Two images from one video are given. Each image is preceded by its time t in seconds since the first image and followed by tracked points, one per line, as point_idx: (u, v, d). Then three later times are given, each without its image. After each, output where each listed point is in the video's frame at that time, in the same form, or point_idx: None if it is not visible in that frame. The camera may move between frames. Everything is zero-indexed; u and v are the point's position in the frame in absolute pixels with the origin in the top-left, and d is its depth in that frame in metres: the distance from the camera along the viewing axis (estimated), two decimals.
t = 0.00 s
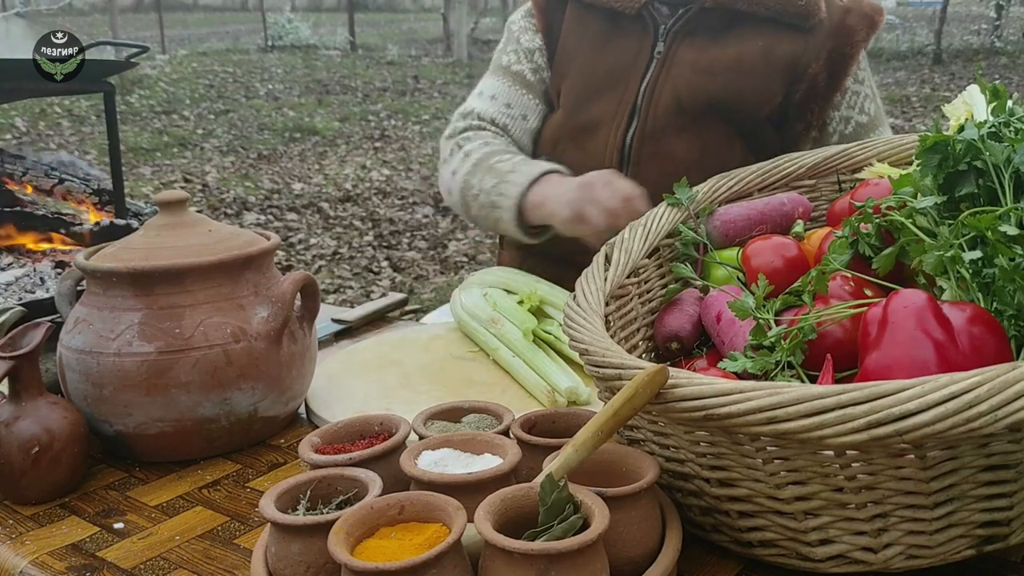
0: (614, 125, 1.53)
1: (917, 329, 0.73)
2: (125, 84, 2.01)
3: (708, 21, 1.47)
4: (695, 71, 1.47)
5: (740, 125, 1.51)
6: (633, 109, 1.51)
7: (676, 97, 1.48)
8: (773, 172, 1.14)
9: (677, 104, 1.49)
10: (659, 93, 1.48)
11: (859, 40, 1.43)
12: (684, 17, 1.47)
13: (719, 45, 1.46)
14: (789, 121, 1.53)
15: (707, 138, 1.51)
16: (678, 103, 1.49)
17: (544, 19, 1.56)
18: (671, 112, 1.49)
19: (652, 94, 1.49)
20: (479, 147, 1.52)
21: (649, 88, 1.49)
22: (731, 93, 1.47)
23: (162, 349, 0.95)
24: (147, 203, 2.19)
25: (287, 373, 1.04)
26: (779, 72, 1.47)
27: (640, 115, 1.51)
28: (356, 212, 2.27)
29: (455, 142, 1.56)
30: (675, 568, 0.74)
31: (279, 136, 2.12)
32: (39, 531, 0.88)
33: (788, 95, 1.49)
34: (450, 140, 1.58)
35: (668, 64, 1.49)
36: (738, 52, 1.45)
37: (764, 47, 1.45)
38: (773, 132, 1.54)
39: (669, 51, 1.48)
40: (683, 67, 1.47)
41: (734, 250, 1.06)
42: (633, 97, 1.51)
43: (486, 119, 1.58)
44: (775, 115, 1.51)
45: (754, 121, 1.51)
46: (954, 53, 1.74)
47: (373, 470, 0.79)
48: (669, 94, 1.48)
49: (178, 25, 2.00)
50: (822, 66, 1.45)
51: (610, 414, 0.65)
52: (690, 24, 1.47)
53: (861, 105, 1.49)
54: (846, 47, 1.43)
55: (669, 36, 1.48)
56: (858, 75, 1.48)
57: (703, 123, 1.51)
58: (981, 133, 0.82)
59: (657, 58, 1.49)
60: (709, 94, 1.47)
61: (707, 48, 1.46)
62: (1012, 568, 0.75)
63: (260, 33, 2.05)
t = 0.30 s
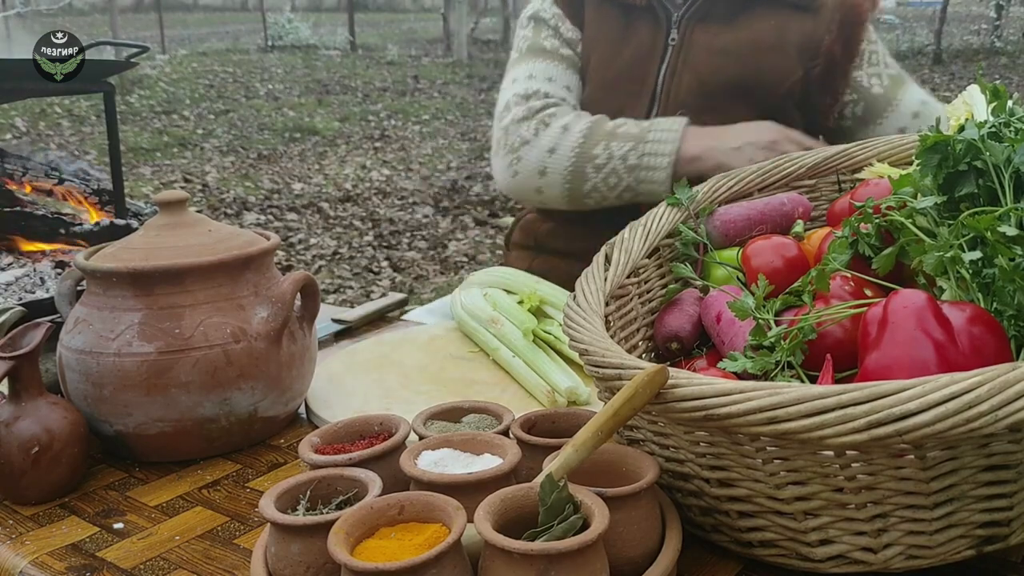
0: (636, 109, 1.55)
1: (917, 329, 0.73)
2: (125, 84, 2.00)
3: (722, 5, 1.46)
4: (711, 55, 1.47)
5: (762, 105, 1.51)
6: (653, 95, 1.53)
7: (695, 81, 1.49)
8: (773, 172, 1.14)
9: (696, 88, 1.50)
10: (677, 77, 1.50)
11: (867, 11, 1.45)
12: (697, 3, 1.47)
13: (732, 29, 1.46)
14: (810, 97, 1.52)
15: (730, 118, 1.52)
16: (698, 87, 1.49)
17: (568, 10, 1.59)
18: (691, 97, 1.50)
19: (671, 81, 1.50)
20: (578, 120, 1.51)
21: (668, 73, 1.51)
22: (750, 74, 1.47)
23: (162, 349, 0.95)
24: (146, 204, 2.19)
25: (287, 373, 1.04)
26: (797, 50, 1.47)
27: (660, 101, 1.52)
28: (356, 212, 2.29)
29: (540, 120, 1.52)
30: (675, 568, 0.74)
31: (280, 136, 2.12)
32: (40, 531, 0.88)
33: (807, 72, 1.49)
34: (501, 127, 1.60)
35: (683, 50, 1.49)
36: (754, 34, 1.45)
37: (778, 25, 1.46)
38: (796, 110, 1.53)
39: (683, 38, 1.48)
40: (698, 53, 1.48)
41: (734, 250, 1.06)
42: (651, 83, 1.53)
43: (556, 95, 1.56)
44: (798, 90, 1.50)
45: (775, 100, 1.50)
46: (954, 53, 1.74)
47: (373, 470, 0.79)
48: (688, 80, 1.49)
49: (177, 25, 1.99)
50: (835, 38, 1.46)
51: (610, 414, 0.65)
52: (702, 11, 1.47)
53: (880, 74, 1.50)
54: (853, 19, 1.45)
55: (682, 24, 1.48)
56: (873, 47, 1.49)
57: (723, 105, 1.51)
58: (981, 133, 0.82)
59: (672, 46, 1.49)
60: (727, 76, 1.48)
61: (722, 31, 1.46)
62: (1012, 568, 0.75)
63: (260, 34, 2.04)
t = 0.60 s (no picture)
0: (627, 112, 1.53)
1: (917, 329, 0.73)
2: (125, 84, 2.01)
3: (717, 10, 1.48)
4: (712, 60, 1.48)
5: (751, 110, 1.51)
6: (644, 96, 1.51)
7: (688, 83, 1.49)
8: (773, 173, 1.14)
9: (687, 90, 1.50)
10: (670, 78, 1.49)
11: (869, 25, 1.41)
12: (694, 7, 1.49)
13: (727, 31, 1.47)
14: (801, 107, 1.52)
15: (721, 124, 1.51)
16: (690, 89, 1.49)
17: (538, 21, 1.61)
18: (682, 98, 1.49)
19: (663, 81, 1.50)
20: (454, 141, 1.68)
21: (660, 75, 1.50)
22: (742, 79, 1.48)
23: (163, 349, 0.95)
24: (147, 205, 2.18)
25: (287, 373, 1.04)
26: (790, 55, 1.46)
27: (651, 105, 1.51)
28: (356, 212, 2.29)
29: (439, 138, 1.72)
30: (676, 568, 0.74)
31: (279, 136, 2.13)
32: (40, 531, 0.88)
33: (804, 82, 1.48)
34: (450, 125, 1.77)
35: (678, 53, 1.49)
36: (748, 38, 1.46)
37: (773, 32, 1.46)
38: (787, 117, 1.53)
39: (679, 40, 1.49)
40: (692, 56, 1.48)
41: (734, 250, 1.06)
42: (644, 85, 1.51)
43: (469, 121, 1.71)
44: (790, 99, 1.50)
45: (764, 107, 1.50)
46: (954, 53, 1.74)
47: (374, 470, 0.79)
48: (680, 81, 1.49)
49: (177, 25, 1.99)
50: (835, 49, 1.44)
51: (610, 414, 0.65)
52: (697, 16, 1.49)
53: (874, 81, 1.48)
54: (855, 30, 1.42)
55: (678, 27, 1.49)
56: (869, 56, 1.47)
57: (713, 109, 1.51)
58: (981, 133, 0.82)
59: (668, 48, 1.50)
60: (720, 81, 1.48)
61: (715, 36, 1.47)
62: (1012, 568, 0.75)
63: (260, 34, 2.05)
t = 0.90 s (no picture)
0: (605, 117, 1.53)
1: (917, 329, 0.73)
2: (125, 84, 2.01)
3: (687, 13, 1.50)
4: (678, 61, 1.48)
5: (726, 111, 1.51)
6: (620, 100, 1.52)
7: (661, 84, 1.50)
8: (773, 172, 1.14)
9: (661, 94, 1.50)
10: (644, 82, 1.50)
11: (836, 20, 1.41)
12: (664, 10, 1.50)
13: (700, 32, 1.47)
14: (771, 103, 1.51)
15: (700, 126, 1.50)
16: (662, 93, 1.50)
17: (521, 29, 1.65)
18: (657, 101, 1.50)
19: (637, 86, 1.50)
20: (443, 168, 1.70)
21: (634, 80, 1.51)
22: (714, 79, 1.47)
23: (162, 349, 0.95)
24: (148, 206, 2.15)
25: (287, 373, 1.04)
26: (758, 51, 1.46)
27: (628, 108, 1.51)
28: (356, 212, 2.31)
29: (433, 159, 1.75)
30: (676, 568, 0.74)
31: (279, 136, 2.13)
32: (39, 531, 0.88)
33: (769, 77, 1.48)
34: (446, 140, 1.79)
35: (651, 56, 1.51)
36: (718, 36, 1.46)
37: (742, 31, 1.46)
38: (760, 115, 1.53)
39: (650, 44, 1.50)
40: (664, 59, 1.49)
41: (735, 250, 1.06)
42: (620, 89, 1.52)
43: (465, 138, 1.72)
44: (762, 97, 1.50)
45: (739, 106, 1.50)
46: (955, 53, 1.73)
47: (373, 470, 0.79)
48: (654, 85, 1.50)
49: (177, 25, 1.99)
50: (799, 44, 1.44)
51: (610, 414, 0.65)
52: (667, 19, 1.50)
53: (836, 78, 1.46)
54: (822, 26, 1.41)
55: (649, 31, 1.51)
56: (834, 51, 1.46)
57: (689, 110, 1.50)
58: (981, 133, 0.82)
59: (641, 52, 1.51)
60: (695, 80, 1.48)
61: (685, 38, 1.48)
62: (1012, 568, 0.75)
63: (260, 34, 2.04)
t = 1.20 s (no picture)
0: (585, 121, 1.57)
1: (918, 329, 0.73)
2: (125, 84, 2.05)
3: (660, 16, 1.52)
4: (649, 63, 1.51)
5: (702, 111, 1.53)
6: (600, 106, 1.57)
7: (638, 89, 1.54)
8: (773, 172, 1.13)
9: (639, 99, 1.54)
10: (620, 88, 1.55)
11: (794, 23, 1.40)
12: (636, 14, 1.54)
13: (673, 36, 1.49)
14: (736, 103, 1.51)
15: (676, 129, 1.53)
16: (639, 99, 1.54)
17: (505, 36, 1.68)
18: (634, 105, 1.54)
19: (615, 91, 1.55)
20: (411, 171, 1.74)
21: (612, 85, 1.56)
22: (687, 80, 1.49)
23: (162, 349, 0.95)
24: (147, 205, 2.17)
25: (287, 373, 1.04)
26: (724, 49, 1.46)
27: (607, 114, 1.56)
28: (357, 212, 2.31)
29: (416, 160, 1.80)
30: (676, 568, 0.74)
31: (279, 136, 2.12)
32: (39, 531, 0.88)
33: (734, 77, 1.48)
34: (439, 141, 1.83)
35: (625, 61, 1.55)
36: (689, 37, 1.47)
37: (713, 29, 1.46)
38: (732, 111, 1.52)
39: (625, 49, 1.54)
40: (637, 63, 1.53)
41: (734, 250, 1.06)
42: (598, 93, 1.57)
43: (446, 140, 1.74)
44: (733, 95, 1.50)
45: (716, 106, 1.51)
46: (954, 53, 1.73)
47: (373, 470, 0.79)
48: (632, 89, 1.54)
49: (177, 25, 2.00)
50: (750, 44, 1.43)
51: (610, 414, 0.65)
52: (640, 23, 1.54)
53: (792, 73, 1.43)
54: (780, 24, 1.40)
55: (622, 35, 1.55)
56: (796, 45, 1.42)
57: (667, 112, 1.53)
58: (981, 133, 0.82)
59: (615, 58, 1.55)
60: (669, 83, 1.50)
61: (657, 41, 1.51)
62: (1012, 568, 0.75)
63: (260, 33, 2.05)
